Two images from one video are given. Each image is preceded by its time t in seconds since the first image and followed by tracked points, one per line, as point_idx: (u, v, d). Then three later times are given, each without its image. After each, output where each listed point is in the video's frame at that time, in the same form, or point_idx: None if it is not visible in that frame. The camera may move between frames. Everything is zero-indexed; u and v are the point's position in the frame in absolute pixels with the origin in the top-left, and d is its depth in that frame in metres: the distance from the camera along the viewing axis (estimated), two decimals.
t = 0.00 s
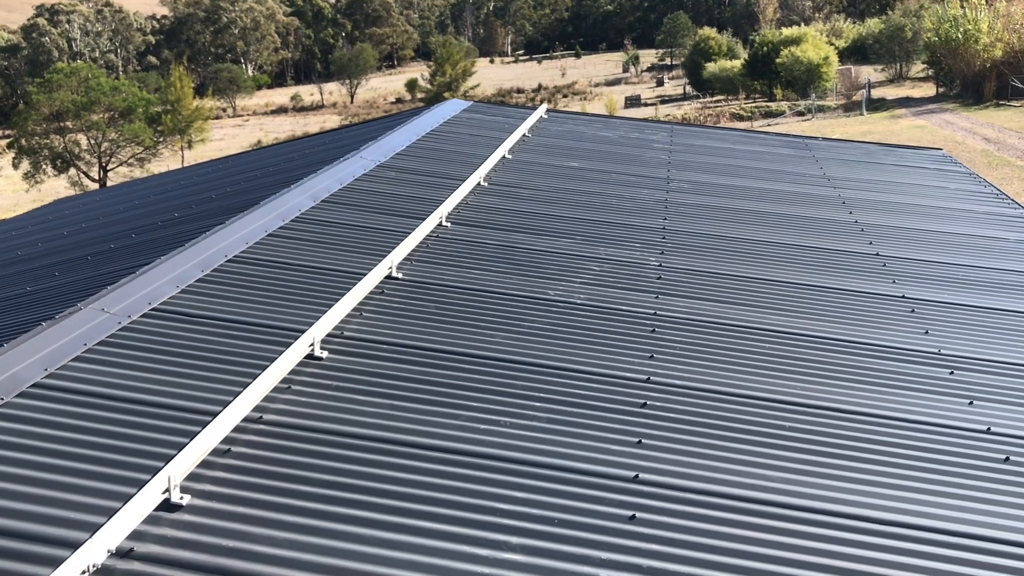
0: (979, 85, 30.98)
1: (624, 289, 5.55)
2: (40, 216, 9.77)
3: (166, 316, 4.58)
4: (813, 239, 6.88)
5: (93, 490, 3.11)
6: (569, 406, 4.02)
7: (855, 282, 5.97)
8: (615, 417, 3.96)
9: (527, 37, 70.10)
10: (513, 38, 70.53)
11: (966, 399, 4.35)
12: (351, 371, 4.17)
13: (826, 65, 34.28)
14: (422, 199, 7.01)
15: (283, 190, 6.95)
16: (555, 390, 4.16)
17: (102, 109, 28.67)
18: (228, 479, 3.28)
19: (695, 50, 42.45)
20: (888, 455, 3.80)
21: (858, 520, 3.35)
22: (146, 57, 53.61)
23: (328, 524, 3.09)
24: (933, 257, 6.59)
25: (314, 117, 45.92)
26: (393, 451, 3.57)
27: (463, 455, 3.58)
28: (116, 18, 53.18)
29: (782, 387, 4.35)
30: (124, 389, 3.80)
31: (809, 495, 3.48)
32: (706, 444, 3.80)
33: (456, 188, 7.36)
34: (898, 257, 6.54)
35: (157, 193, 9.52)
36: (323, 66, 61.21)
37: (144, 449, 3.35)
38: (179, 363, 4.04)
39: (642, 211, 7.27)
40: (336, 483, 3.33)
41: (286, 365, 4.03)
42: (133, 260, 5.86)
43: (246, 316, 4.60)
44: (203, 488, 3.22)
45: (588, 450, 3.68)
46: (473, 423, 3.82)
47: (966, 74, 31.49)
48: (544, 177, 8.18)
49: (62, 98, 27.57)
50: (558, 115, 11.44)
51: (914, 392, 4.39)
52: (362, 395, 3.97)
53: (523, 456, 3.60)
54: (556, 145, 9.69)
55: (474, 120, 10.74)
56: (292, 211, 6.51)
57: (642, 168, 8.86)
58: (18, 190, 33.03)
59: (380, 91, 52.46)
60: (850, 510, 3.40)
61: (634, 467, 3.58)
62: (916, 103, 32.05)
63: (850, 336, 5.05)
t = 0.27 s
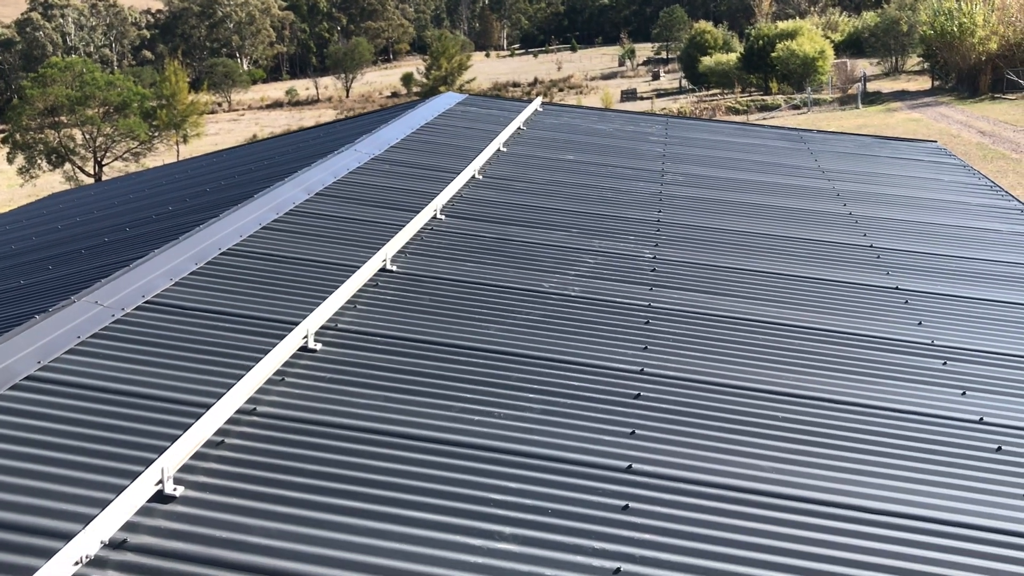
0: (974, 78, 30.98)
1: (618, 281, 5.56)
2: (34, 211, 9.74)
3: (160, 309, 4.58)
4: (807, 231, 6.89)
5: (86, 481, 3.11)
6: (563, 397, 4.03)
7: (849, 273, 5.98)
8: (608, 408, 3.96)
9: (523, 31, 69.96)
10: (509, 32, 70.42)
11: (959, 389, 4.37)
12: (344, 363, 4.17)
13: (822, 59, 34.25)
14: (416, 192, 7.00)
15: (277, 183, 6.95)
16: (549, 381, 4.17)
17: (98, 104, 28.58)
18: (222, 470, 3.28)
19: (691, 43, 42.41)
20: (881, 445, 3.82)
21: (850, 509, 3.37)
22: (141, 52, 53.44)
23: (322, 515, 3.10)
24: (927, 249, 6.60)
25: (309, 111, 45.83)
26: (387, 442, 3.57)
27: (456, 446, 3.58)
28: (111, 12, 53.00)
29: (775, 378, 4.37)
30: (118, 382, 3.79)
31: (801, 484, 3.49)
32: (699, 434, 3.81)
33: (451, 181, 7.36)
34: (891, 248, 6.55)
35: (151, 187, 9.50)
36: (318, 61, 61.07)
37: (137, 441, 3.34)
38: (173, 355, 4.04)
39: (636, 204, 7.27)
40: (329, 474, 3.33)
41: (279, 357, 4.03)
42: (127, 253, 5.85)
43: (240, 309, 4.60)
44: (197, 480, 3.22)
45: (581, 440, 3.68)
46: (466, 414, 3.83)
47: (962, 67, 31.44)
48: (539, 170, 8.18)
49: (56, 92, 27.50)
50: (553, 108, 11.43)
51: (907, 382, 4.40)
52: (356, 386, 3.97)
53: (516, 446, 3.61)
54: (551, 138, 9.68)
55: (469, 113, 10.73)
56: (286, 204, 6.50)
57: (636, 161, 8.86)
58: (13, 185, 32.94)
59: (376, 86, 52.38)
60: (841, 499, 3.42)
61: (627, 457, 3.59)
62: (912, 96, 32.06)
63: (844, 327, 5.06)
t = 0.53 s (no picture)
0: (972, 74, 30.98)
1: (617, 277, 5.56)
2: (33, 207, 9.74)
3: (159, 305, 4.58)
4: (805, 226, 6.90)
5: (87, 477, 3.11)
6: (563, 393, 4.04)
7: (848, 269, 5.99)
8: (608, 403, 3.97)
9: (520, 27, 69.95)
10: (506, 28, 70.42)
11: (957, 383, 4.38)
12: (344, 359, 4.18)
13: (820, 54, 34.25)
14: (415, 188, 7.01)
15: (275, 180, 6.94)
16: (548, 377, 4.18)
17: (95, 100, 28.58)
18: (223, 466, 3.28)
19: (688, 39, 42.42)
20: (880, 439, 3.82)
21: (849, 503, 3.38)
22: (138, 48, 53.39)
23: (323, 510, 3.10)
24: (925, 244, 6.61)
25: (308, 107, 45.78)
26: (388, 437, 3.58)
27: (455, 441, 3.59)
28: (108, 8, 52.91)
29: (775, 373, 4.37)
30: (118, 377, 3.81)
31: (802, 479, 3.50)
32: (699, 429, 3.81)
33: (449, 176, 7.36)
34: (890, 243, 6.56)
35: (150, 183, 9.49)
36: (315, 56, 61.00)
37: (138, 437, 3.35)
38: (173, 352, 4.05)
39: (635, 199, 7.28)
40: (329, 469, 3.34)
41: (280, 353, 4.04)
42: (125, 250, 5.85)
43: (240, 305, 4.60)
44: (197, 476, 3.22)
45: (582, 435, 3.69)
46: (466, 409, 3.84)
47: (959, 62, 31.45)
48: (538, 165, 8.18)
49: (54, 88, 27.48)
50: (551, 104, 11.43)
51: (906, 377, 4.42)
52: (355, 382, 3.98)
53: (516, 441, 3.62)
54: (549, 133, 9.69)
55: (467, 109, 10.73)
56: (285, 200, 6.50)
57: (635, 157, 8.86)
58: (11, 181, 32.93)
59: (374, 82, 52.34)
60: (840, 493, 3.43)
61: (627, 452, 3.60)
62: (910, 91, 32.06)
63: (843, 322, 5.07)
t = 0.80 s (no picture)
0: (973, 70, 30.92)
1: (618, 274, 5.55)
2: (33, 204, 9.73)
3: (160, 303, 4.57)
4: (807, 224, 6.89)
5: (88, 475, 3.10)
6: (565, 390, 4.03)
7: (850, 266, 5.97)
8: (610, 401, 3.97)
9: (521, 24, 69.86)
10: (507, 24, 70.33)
11: (959, 381, 4.37)
12: (345, 356, 4.17)
13: (820, 51, 33.99)
14: (416, 185, 7.00)
15: (276, 177, 6.93)
16: (549, 375, 4.17)
17: (94, 96, 28.58)
18: (224, 464, 3.28)
19: (689, 35, 42.41)
20: (882, 437, 3.82)
21: (851, 500, 3.37)
22: (138, 45, 53.34)
23: (324, 508, 3.10)
24: (927, 241, 6.60)
25: (308, 104, 45.73)
26: (389, 435, 3.57)
27: (457, 439, 3.59)
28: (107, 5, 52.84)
29: (776, 371, 4.37)
30: (119, 374, 3.80)
31: (803, 477, 3.50)
32: (701, 427, 3.81)
33: (450, 173, 7.35)
34: (891, 241, 6.55)
35: (151, 180, 9.48)
36: (315, 53, 60.92)
37: (139, 434, 3.35)
38: (174, 349, 4.04)
39: (636, 196, 7.27)
40: (330, 467, 3.33)
41: (281, 350, 4.03)
42: (126, 247, 5.84)
43: (241, 302, 4.60)
44: (199, 474, 3.22)
45: (583, 433, 3.69)
46: (468, 407, 3.83)
47: (960, 59, 31.40)
48: (539, 162, 8.17)
49: (54, 85, 27.43)
50: (553, 101, 11.41)
51: (908, 375, 4.41)
52: (356, 379, 3.97)
53: (518, 439, 3.61)
54: (550, 130, 9.67)
55: (468, 106, 10.71)
56: (286, 197, 6.49)
57: (637, 154, 8.85)
58: (10, 178, 32.92)
59: (374, 78, 52.29)
60: (842, 491, 3.42)
61: (629, 450, 3.59)
62: (911, 88, 32.01)
63: (845, 320, 5.06)
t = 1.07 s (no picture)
0: (975, 68, 30.90)
1: (621, 273, 5.55)
2: (35, 203, 9.72)
3: (162, 301, 4.57)
4: (810, 222, 6.89)
5: (91, 474, 3.11)
6: (567, 389, 4.03)
7: (853, 265, 5.97)
8: (613, 400, 3.97)
9: (522, 22, 69.80)
10: (508, 22, 70.37)
11: (962, 380, 4.37)
12: (347, 355, 4.17)
13: (822, 49, 34.09)
14: (418, 183, 6.99)
15: (277, 175, 6.93)
16: (551, 373, 4.17)
17: (96, 94, 28.60)
18: (228, 463, 3.28)
19: (691, 34, 42.41)
20: (885, 437, 3.82)
21: (854, 499, 3.37)
22: (139, 43, 53.34)
23: (327, 507, 3.10)
24: (930, 240, 6.59)
25: (309, 102, 45.73)
26: (392, 434, 3.57)
27: (460, 437, 3.59)
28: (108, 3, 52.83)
29: (779, 369, 4.36)
30: (122, 374, 3.80)
31: (806, 476, 3.50)
32: (704, 426, 3.81)
33: (452, 172, 7.34)
34: (894, 239, 6.54)
35: (152, 178, 9.47)
36: (317, 51, 60.90)
37: (142, 432, 3.35)
38: (177, 348, 4.04)
39: (639, 195, 7.27)
40: (333, 465, 3.34)
41: (283, 349, 4.04)
42: (127, 245, 5.84)
43: (244, 301, 4.59)
44: (202, 472, 3.22)
45: (585, 432, 3.69)
46: (471, 405, 3.84)
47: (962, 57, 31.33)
48: (541, 161, 8.16)
49: (55, 83, 27.36)
50: (554, 99, 11.40)
51: (910, 373, 4.41)
52: (359, 378, 3.97)
53: (521, 438, 3.61)
54: (552, 129, 9.67)
55: (470, 104, 10.71)
56: (287, 195, 6.49)
57: (639, 152, 8.84)
58: (12, 176, 32.94)
59: (375, 76, 52.28)
60: (846, 490, 3.42)
61: (632, 449, 3.59)
62: (913, 86, 31.99)
63: (848, 319, 5.05)
